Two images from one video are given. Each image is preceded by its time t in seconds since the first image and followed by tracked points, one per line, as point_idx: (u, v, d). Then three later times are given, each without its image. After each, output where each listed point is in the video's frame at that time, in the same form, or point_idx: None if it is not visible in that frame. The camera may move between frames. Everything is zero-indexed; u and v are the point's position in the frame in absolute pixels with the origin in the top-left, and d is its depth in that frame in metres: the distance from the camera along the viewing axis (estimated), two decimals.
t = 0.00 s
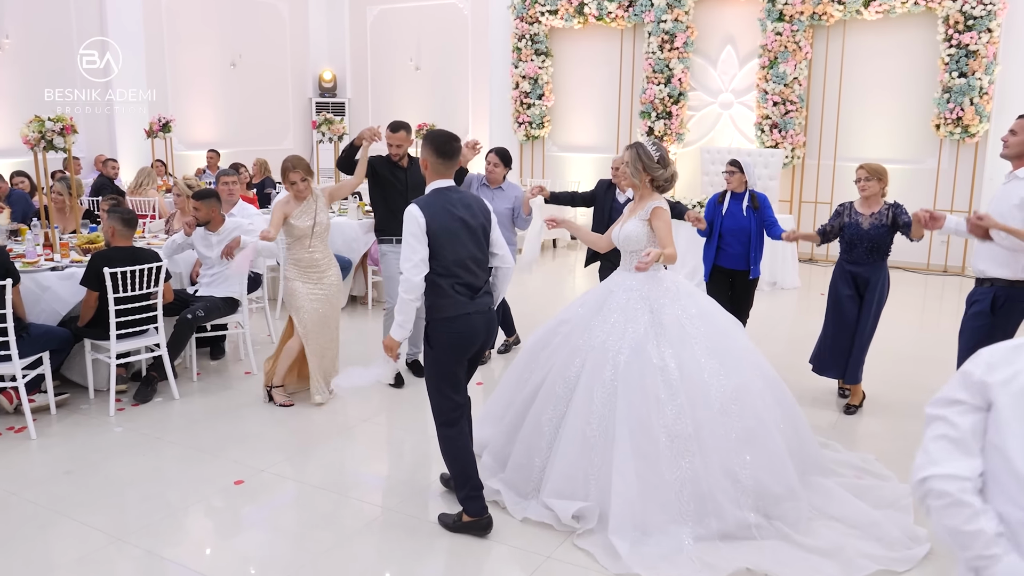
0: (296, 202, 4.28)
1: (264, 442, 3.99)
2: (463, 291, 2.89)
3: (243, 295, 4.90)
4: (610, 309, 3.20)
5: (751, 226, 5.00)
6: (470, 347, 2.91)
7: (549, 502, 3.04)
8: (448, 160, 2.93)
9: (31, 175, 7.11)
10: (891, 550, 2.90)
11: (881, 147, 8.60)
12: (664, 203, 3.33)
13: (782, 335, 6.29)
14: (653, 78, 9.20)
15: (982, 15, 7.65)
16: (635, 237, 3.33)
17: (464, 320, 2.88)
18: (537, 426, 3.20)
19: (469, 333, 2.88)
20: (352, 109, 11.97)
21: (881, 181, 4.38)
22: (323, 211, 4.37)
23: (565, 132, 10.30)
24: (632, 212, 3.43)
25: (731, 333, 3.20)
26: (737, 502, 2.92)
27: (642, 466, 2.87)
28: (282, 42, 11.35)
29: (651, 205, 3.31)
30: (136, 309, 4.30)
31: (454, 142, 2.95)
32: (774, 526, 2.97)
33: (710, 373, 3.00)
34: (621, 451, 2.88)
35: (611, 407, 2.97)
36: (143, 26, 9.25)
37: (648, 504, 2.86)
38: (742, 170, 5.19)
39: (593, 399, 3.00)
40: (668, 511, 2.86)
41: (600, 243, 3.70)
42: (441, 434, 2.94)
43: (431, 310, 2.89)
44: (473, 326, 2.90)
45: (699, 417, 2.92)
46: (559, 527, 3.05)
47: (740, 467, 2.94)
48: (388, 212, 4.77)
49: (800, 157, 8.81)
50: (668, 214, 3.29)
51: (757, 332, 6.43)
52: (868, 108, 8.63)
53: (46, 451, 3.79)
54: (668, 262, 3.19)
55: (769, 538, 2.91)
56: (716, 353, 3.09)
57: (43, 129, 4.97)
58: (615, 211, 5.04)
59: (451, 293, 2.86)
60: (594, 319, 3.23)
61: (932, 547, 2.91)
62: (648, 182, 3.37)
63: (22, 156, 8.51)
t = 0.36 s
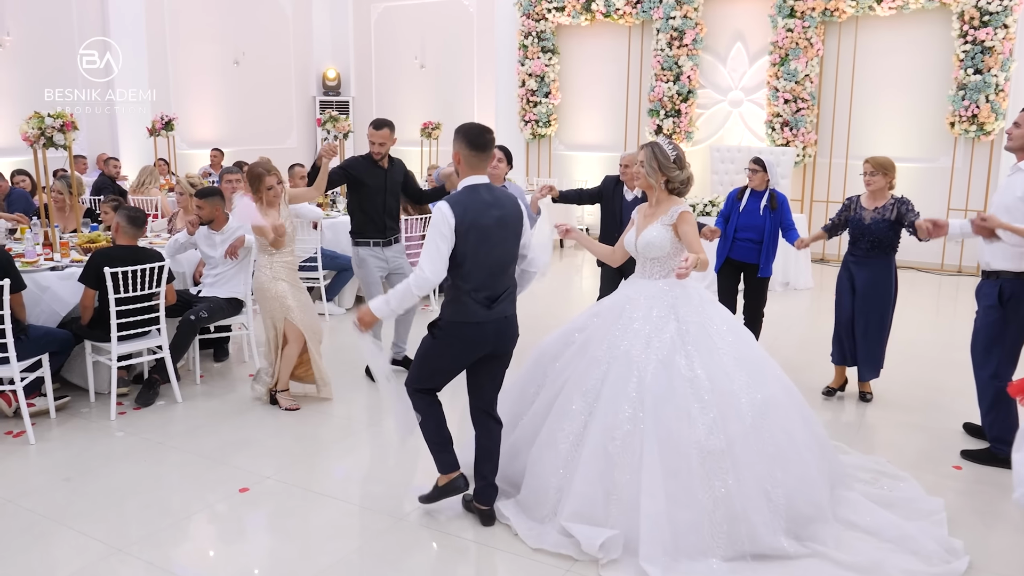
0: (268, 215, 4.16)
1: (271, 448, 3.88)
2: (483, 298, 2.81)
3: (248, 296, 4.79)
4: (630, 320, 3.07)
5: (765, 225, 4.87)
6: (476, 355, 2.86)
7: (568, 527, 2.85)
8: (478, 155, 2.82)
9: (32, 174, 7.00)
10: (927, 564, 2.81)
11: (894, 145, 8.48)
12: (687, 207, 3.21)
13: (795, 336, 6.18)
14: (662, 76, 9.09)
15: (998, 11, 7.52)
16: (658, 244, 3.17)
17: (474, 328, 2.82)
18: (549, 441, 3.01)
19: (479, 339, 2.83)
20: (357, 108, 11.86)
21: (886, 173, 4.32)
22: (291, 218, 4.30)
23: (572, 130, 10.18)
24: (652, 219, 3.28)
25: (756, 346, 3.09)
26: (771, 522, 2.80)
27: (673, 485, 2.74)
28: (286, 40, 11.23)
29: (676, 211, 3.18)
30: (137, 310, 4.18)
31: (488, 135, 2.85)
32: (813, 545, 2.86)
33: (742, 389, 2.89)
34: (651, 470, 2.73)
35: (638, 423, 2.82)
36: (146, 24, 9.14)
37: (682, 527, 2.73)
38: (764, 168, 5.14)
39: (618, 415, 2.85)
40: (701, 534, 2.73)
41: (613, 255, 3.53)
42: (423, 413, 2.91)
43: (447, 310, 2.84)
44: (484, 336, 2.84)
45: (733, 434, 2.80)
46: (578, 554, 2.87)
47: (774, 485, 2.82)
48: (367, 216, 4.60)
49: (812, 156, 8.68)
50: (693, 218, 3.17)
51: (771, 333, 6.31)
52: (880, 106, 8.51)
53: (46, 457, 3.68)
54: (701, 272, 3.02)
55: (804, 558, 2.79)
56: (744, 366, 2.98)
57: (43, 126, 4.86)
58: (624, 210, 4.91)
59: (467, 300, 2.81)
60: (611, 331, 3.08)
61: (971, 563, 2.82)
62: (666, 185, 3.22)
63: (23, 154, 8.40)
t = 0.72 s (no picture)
0: (253, 206, 3.97)
1: (284, 452, 3.76)
2: (500, 298, 2.69)
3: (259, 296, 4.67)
4: (664, 316, 2.92)
5: (775, 216, 4.74)
6: (494, 362, 2.75)
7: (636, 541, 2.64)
8: (501, 150, 2.71)
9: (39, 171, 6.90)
10: None
11: (913, 143, 8.32)
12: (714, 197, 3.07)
13: (817, 336, 6.05)
14: (677, 72, 8.94)
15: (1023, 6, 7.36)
16: (685, 237, 3.04)
17: (491, 332, 2.70)
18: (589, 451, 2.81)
19: (498, 344, 2.72)
20: (366, 105, 11.74)
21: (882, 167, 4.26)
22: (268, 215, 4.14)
23: (584, 128, 10.05)
24: (675, 212, 3.14)
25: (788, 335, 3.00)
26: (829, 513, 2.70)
27: (735, 483, 2.61)
28: (295, 37, 11.12)
29: (702, 202, 3.04)
30: (147, 310, 4.07)
31: (514, 128, 2.73)
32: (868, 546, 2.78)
33: (786, 379, 2.78)
34: (710, 471, 2.60)
35: (687, 422, 2.69)
36: (154, 20, 9.05)
37: (749, 526, 2.57)
38: (770, 162, 5.02)
39: (666, 414, 2.71)
40: (772, 532, 2.57)
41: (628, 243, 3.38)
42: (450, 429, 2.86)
43: (466, 311, 2.73)
44: (502, 339, 2.71)
45: (785, 426, 2.68)
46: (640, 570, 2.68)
47: (828, 474, 2.73)
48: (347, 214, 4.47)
49: (830, 154, 8.54)
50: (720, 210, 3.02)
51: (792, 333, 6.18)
52: (899, 103, 8.36)
53: (53, 462, 3.57)
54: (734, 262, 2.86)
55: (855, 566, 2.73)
56: (786, 355, 2.87)
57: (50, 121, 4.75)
58: (624, 207, 4.78)
59: (484, 300, 2.69)
60: (646, 328, 2.93)
61: None
62: (684, 176, 3.08)
63: (30, 151, 8.32)
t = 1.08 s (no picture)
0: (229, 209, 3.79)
1: (301, 460, 3.65)
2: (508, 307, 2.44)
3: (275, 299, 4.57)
4: (689, 333, 2.78)
5: (776, 218, 4.60)
6: (508, 382, 2.49)
7: None
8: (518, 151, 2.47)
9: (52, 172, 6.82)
10: None
11: (939, 142, 8.16)
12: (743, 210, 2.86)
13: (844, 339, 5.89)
14: (696, 71, 8.79)
15: None
16: (712, 250, 2.88)
17: (501, 344, 2.45)
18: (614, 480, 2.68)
19: (504, 358, 2.45)
20: (380, 105, 11.63)
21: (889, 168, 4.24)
22: (255, 219, 3.93)
23: (601, 128, 9.91)
24: (706, 220, 2.95)
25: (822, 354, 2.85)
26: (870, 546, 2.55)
27: (769, 516, 2.47)
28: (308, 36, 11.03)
29: (732, 214, 2.84)
30: (160, 314, 3.97)
31: (532, 126, 2.48)
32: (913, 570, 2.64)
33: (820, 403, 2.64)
34: (742, 501, 2.46)
35: (717, 450, 2.55)
36: (166, 18, 8.97)
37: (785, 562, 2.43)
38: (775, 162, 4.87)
39: (695, 442, 2.56)
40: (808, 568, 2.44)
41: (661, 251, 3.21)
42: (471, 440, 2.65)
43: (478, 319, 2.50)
44: (513, 353, 2.45)
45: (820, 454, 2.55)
46: None
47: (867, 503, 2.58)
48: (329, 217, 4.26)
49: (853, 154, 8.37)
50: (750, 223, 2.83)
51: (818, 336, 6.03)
52: (924, 101, 8.19)
53: (64, 471, 3.46)
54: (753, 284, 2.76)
55: None
56: (818, 376, 2.74)
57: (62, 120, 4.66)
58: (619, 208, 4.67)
59: (492, 307, 2.45)
60: (670, 349, 2.78)
61: None
62: (716, 179, 2.90)
63: (42, 151, 8.24)
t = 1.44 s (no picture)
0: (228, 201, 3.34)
1: (327, 465, 3.54)
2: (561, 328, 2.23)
3: (303, 299, 4.49)
4: (709, 326, 2.62)
5: (794, 215, 4.42)
6: (562, 406, 2.28)
7: None
8: (567, 150, 2.28)
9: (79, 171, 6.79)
10: None
11: (982, 140, 7.90)
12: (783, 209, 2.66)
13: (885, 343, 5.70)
14: (730, 67, 8.58)
15: None
16: (744, 246, 2.68)
17: (552, 368, 2.24)
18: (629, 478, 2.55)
19: (561, 386, 2.25)
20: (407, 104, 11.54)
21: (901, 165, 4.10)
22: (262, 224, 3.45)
23: (632, 126, 9.73)
24: (740, 212, 2.76)
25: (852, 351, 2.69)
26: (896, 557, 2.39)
27: (785, 519, 2.32)
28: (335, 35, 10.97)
29: (770, 213, 2.64)
30: (187, 313, 3.88)
31: (582, 127, 2.30)
32: None
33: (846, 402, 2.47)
34: (756, 504, 2.31)
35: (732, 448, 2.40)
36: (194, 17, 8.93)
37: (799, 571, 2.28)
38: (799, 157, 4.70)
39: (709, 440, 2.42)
40: None
41: (688, 235, 2.97)
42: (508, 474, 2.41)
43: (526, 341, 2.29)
44: (564, 379, 2.25)
45: (843, 457, 2.38)
46: None
47: (894, 511, 2.41)
48: (338, 213, 3.94)
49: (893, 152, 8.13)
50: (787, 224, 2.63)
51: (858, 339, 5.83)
52: (966, 97, 7.94)
53: (88, 474, 3.38)
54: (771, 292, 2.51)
55: None
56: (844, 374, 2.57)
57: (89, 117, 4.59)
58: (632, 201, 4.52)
59: (543, 329, 2.24)
60: (687, 344, 2.63)
61: None
62: (758, 171, 2.70)
63: (70, 151, 8.24)
